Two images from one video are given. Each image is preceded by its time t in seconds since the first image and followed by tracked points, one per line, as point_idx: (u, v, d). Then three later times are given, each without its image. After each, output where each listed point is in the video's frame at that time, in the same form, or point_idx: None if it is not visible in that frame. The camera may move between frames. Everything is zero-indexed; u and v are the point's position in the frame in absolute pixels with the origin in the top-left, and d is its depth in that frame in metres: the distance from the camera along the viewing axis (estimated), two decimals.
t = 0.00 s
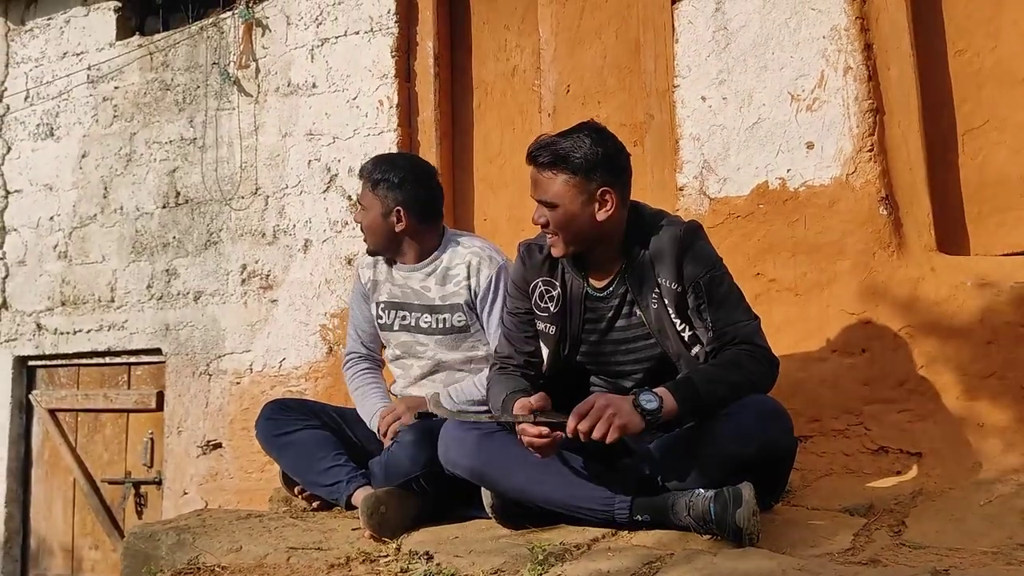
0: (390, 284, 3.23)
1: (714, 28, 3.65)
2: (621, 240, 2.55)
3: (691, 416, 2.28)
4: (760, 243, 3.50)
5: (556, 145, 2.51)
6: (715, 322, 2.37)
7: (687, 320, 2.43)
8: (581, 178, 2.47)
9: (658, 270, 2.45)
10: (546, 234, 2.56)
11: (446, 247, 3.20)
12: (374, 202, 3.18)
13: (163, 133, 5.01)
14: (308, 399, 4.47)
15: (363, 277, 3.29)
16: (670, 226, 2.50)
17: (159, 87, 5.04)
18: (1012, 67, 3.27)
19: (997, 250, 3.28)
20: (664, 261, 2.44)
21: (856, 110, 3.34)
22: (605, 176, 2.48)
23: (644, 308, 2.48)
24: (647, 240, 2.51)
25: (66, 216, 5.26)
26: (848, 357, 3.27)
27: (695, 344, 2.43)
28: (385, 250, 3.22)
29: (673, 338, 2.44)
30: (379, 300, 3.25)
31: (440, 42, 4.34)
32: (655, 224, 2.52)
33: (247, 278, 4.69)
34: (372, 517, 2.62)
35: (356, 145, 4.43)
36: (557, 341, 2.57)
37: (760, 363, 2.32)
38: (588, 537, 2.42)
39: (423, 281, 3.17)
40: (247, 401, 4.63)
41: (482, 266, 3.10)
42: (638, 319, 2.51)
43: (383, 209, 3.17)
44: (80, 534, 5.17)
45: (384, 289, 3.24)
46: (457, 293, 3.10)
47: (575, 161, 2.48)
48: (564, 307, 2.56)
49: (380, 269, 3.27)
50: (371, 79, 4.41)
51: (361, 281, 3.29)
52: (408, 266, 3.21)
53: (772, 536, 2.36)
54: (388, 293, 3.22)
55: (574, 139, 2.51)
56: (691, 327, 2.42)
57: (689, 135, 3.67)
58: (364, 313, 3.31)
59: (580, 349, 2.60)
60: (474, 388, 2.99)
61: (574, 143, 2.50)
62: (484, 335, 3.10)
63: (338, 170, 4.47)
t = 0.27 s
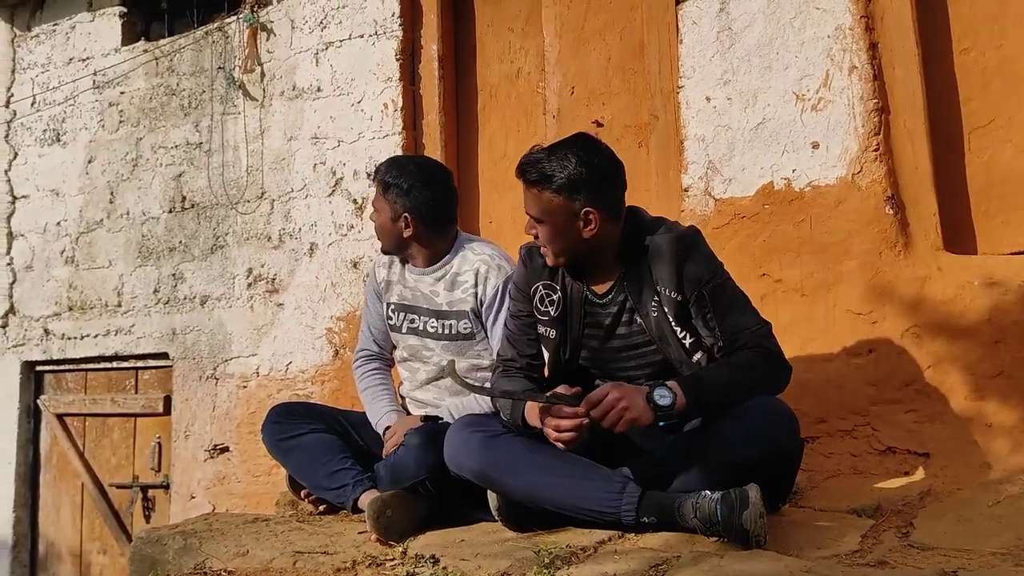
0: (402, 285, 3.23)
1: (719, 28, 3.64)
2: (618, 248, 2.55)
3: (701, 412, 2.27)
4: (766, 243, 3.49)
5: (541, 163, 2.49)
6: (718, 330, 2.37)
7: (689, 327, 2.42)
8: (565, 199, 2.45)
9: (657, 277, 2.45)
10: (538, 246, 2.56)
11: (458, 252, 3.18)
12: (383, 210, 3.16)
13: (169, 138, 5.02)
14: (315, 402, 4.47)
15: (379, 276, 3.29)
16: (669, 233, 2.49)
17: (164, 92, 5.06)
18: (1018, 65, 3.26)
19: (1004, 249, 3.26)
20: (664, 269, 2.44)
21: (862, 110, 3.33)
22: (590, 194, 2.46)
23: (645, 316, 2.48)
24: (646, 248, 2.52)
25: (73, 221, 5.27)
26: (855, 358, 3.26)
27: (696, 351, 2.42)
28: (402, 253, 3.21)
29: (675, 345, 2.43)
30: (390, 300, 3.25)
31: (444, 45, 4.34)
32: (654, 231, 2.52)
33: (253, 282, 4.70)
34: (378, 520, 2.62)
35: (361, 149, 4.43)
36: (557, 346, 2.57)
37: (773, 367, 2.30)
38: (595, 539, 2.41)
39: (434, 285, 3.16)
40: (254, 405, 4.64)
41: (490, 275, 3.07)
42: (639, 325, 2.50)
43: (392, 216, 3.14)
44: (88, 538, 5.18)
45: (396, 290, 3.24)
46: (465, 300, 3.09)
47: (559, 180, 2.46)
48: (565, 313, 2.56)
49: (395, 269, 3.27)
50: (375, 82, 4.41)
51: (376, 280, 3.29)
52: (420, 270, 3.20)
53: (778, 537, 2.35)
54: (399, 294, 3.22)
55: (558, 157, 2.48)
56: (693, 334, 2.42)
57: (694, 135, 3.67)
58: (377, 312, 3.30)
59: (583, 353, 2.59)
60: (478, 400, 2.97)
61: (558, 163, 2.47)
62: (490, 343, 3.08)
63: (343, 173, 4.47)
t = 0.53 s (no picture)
0: (419, 284, 3.21)
1: (726, 28, 3.64)
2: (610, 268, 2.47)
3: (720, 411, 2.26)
4: (774, 243, 3.48)
5: (520, 195, 2.42)
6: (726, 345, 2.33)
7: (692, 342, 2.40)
8: (542, 234, 2.38)
9: (654, 300, 2.39)
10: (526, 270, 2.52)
11: (474, 254, 3.13)
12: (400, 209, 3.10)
13: (178, 142, 5.04)
14: (324, 405, 4.47)
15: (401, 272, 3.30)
16: (663, 252, 2.41)
17: (173, 97, 5.07)
18: None
19: (1015, 248, 3.25)
20: (661, 291, 2.37)
21: (870, 109, 3.32)
22: (570, 228, 2.37)
23: (644, 335, 2.43)
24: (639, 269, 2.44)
25: (82, 226, 5.29)
26: (865, 358, 3.25)
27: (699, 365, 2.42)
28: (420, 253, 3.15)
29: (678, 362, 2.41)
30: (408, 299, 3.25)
31: (451, 47, 4.35)
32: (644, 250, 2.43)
33: (262, 285, 4.71)
34: (387, 523, 2.62)
35: (369, 151, 4.43)
36: (554, 362, 2.54)
37: (791, 367, 2.28)
38: (605, 542, 2.41)
39: (449, 287, 3.13)
40: (263, 408, 4.64)
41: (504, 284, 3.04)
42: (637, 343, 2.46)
43: (409, 216, 3.08)
44: (99, 542, 5.19)
45: (413, 289, 3.23)
46: (477, 306, 3.06)
47: (536, 217, 2.38)
48: (560, 330, 2.53)
49: (414, 266, 3.26)
50: (382, 85, 4.42)
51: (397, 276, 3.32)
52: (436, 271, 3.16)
53: (789, 538, 2.34)
54: (416, 293, 3.21)
55: (537, 189, 2.40)
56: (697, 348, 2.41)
57: (702, 136, 3.66)
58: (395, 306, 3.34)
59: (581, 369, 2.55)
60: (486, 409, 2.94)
61: (536, 197, 2.39)
62: (498, 352, 3.05)
63: (351, 177, 4.48)
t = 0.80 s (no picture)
0: (441, 281, 3.22)
1: (735, 30, 3.64)
2: (600, 285, 2.44)
3: (734, 419, 2.24)
4: (785, 244, 3.47)
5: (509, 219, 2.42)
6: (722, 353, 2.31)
7: (687, 351, 2.38)
8: (527, 259, 2.38)
9: (642, 319, 2.37)
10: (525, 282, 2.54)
11: (496, 257, 3.11)
12: (428, 208, 3.09)
13: (188, 146, 5.06)
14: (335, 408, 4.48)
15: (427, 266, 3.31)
16: (649, 268, 2.39)
17: (183, 101, 5.10)
18: None
19: None
20: (648, 309, 2.35)
21: (880, 109, 3.32)
22: (554, 255, 2.35)
23: (638, 349, 2.42)
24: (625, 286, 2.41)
25: (94, 230, 5.32)
26: (877, 359, 3.24)
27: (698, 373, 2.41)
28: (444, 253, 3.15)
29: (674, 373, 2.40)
30: (429, 294, 3.26)
31: (459, 50, 4.36)
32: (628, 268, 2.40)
33: (272, 288, 4.72)
34: (400, 525, 2.62)
35: (378, 155, 4.45)
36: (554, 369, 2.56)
37: (795, 363, 2.23)
38: (617, 544, 2.41)
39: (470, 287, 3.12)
40: (274, 410, 4.66)
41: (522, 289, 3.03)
42: (631, 355, 2.45)
43: (435, 216, 3.06)
44: (111, 544, 5.21)
45: (435, 285, 3.24)
46: (495, 308, 3.05)
47: (522, 242, 2.37)
48: (558, 339, 2.52)
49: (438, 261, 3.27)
50: (391, 89, 4.43)
51: (423, 269, 3.34)
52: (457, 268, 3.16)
53: (802, 539, 2.34)
54: (438, 290, 3.22)
55: (524, 215, 2.39)
56: (691, 357, 2.39)
57: (711, 137, 3.66)
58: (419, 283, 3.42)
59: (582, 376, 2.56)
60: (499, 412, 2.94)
61: (522, 223, 2.37)
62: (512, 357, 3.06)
63: (360, 180, 4.49)
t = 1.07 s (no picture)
0: (455, 280, 3.24)
1: (741, 31, 3.64)
2: (603, 287, 2.43)
3: (741, 420, 2.23)
4: (791, 245, 3.48)
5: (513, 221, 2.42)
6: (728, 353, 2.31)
7: (692, 352, 2.38)
8: (532, 261, 2.39)
9: (645, 320, 2.37)
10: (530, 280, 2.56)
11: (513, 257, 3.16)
12: (449, 220, 3.07)
13: (196, 150, 5.08)
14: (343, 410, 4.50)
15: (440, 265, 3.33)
16: (651, 270, 2.39)
17: (191, 106, 5.12)
18: None
19: None
20: (652, 310, 2.35)
21: (887, 110, 3.32)
22: (557, 260, 2.36)
23: (642, 351, 2.42)
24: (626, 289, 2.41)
25: (103, 233, 5.35)
26: (884, 359, 3.24)
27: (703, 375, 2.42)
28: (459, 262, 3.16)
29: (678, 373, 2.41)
30: (441, 293, 3.27)
31: (465, 53, 4.37)
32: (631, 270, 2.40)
33: (280, 290, 4.74)
34: (408, 527, 2.63)
35: (385, 158, 4.46)
36: (560, 369, 2.58)
37: (799, 364, 2.23)
38: (625, 545, 2.42)
39: (483, 286, 3.16)
40: (283, 412, 4.67)
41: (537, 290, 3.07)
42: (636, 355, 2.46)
43: (458, 229, 3.07)
44: (121, 546, 5.24)
45: (448, 284, 3.26)
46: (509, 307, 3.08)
47: (526, 244, 2.38)
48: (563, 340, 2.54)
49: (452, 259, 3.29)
50: (398, 92, 4.44)
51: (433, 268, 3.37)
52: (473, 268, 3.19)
53: (810, 540, 2.34)
54: (452, 289, 3.24)
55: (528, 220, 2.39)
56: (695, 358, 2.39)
57: (717, 138, 3.67)
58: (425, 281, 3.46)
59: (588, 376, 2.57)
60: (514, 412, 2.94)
61: (526, 227, 2.38)
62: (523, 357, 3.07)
63: (367, 183, 4.50)
